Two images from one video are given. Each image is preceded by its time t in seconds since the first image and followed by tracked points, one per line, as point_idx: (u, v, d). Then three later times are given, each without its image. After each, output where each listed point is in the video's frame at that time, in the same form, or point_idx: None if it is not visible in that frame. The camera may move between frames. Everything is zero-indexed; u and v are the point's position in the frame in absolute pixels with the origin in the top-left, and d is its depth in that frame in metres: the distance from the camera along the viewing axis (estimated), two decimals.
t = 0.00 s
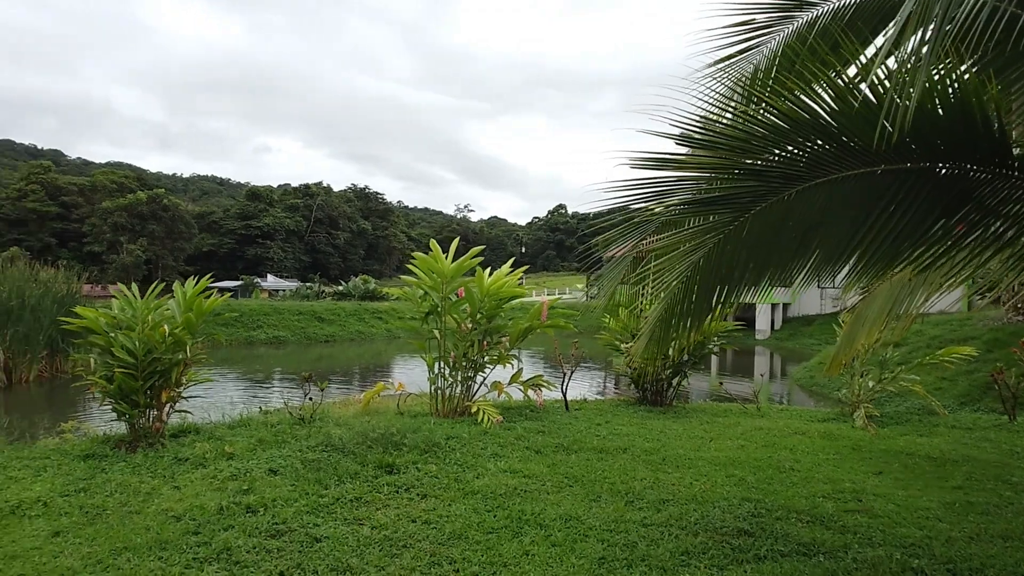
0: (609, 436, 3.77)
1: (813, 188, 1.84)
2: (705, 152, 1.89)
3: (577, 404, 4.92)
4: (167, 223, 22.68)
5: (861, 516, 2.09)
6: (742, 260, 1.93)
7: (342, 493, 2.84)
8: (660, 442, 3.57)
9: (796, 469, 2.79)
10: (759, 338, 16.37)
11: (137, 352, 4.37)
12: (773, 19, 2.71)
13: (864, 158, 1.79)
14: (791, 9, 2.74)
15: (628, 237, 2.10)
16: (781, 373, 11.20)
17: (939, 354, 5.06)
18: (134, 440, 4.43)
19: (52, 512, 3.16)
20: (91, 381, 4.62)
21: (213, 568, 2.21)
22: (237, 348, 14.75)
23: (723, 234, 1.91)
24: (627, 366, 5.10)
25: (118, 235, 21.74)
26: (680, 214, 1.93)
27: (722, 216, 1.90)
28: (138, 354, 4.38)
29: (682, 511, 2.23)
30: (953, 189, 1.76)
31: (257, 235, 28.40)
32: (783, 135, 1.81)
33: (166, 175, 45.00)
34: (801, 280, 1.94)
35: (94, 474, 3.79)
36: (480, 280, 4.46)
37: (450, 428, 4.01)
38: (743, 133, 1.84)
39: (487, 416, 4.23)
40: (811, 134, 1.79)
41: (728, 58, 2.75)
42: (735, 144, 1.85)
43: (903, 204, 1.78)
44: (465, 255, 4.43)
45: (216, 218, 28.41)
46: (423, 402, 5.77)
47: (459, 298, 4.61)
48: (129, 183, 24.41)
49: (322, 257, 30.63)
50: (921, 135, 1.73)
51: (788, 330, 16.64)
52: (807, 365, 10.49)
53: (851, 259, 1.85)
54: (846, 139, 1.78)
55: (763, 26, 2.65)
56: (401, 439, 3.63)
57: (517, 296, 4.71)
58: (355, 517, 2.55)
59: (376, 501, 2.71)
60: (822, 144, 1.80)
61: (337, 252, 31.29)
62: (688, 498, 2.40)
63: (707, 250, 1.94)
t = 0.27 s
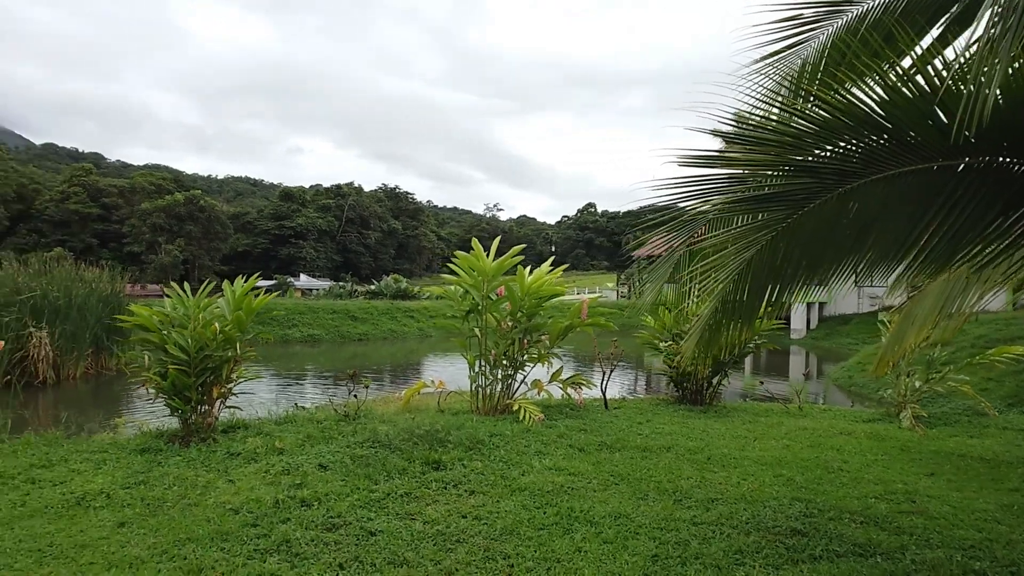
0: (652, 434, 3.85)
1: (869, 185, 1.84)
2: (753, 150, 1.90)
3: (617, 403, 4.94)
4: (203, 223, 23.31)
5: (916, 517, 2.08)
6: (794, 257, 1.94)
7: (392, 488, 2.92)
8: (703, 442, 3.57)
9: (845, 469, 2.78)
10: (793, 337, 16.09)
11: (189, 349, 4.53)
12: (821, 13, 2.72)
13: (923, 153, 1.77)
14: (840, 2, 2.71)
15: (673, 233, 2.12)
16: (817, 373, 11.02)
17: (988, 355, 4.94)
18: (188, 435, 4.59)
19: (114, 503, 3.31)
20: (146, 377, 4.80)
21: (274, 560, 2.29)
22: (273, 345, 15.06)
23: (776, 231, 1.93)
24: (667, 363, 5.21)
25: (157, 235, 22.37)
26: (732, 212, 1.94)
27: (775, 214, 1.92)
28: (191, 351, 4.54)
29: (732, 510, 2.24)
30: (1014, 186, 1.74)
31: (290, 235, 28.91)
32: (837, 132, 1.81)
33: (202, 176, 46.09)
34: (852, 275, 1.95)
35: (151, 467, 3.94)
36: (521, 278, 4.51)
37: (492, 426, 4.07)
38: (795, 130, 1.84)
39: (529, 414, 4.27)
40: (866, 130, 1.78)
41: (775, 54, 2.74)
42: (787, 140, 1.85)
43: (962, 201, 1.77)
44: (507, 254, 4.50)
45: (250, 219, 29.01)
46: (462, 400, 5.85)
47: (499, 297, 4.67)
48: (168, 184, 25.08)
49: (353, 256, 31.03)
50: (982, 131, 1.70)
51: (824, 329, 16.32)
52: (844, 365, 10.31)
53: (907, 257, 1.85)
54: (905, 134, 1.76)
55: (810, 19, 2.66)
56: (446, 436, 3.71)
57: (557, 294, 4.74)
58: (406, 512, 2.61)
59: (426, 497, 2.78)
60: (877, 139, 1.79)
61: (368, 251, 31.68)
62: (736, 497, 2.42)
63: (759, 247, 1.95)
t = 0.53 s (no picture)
0: (700, 439, 3.91)
1: (933, 188, 1.84)
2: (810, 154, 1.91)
3: (660, 408, 4.96)
4: (241, 228, 23.94)
5: (981, 527, 2.07)
6: (856, 262, 1.95)
7: (447, 491, 3.00)
8: (751, 448, 3.57)
9: (900, 477, 2.77)
10: (832, 340, 15.76)
11: (245, 352, 4.70)
12: (875, 15, 2.70)
13: (989, 155, 1.78)
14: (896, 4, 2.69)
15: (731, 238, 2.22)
16: (857, 377, 10.80)
17: None
18: (243, 436, 4.76)
19: (180, 502, 3.45)
20: (204, 379, 5.01)
21: (340, 560, 2.39)
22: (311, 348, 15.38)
23: (838, 236, 1.94)
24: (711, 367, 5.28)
25: (197, 240, 23.05)
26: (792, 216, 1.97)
27: (836, 218, 1.93)
28: (246, 354, 4.71)
29: (789, 517, 2.26)
30: None
31: (326, 239, 29.41)
32: (899, 135, 1.82)
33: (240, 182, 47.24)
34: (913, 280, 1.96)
35: (211, 468, 4.10)
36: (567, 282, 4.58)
37: (539, 430, 4.14)
38: (855, 135, 1.86)
39: (575, 418, 4.33)
40: (929, 133, 1.79)
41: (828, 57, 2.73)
42: (847, 144, 1.86)
43: None
44: (553, 258, 4.59)
45: (287, 223, 29.65)
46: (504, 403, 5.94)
47: (545, 302, 4.77)
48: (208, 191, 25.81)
49: (386, 260, 31.44)
50: None
51: (865, 333, 15.94)
52: (887, 370, 10.09)
53: (973, 261, 1.85)
54: (969, 136, 1.76)
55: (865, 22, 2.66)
56: (494, 439, 3.81)
57: (602, 298, 4.80)
58: (461, 515, 2.69)
59: (480, 500, 2.85)
60: (940, 143, 1.79)
61: (401, 255, 32.07)
62: (791, 504, 2.44)
63: (819, 252, 1.96)
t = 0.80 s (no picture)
0: (741, 439, 3.90)
1: (988, 184, 1.87)
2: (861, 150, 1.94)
3: (700, 408, 4.95)
4: (274, 230, 24.41)
5: None
6: (911, 259, 1.93)
7: (492, 490, 3.06)
8: (795, 448, 3.56)
9: (951, 478, 2.73)
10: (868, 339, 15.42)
11: (289, 352, 4.83)
12: (922, 9, 2.67)
13: None
14: None
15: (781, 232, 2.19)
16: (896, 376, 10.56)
17: None
18: (288, 435, 4.88)
19: (232, 500, 3.54)
20: (250, 380, 5.15)
21: (393, 558, 2.45)
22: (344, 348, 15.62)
23: (890, 233, 1.95)
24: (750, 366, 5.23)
25: (232, 242, 23.56)
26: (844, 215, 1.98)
27: (889, 215, 1.94)
28: (290, 353, 4.85)
29: (841, 518, 2.26)
30: None
31: (355, 241, 29.78)
32: (952, 130, 1.84)
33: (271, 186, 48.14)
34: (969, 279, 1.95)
35: (260, 466, 4.22)
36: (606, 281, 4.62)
37: (580, 430, 4.19)
38: (906, 130, 1.88)
39: (615, 418, 4.38)
40: (981, 127, 1.83)
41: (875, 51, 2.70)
42: (897, 140, 1.89)
43: None
44: (591, 258, 4.65)
45: (318, 225, 30.12)
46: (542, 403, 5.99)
47: (583, 302, 4.82)
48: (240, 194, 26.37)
49: (416, 261, 31.70)
50: None
51: (903, 331, 15.54)
52: (927, 369, 9.85)
53: None
54: None
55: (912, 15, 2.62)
56: (536, 438, 3.87)
57: (641, 296, 4.82)
58: (509, 514, 2.74)
59: (527, 500, 2.90)
60: (993, 137, 1.83)
61: (430, 255, 32.31)
62: (841, 505, 2.43)
63: (872, 249, 1.97)
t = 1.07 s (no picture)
0: (778, 440, 3.86)
1: None
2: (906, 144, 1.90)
3: (734, 410, 4.91)
4: (302, 233, 24.80)
5: None
6: (960, 257, 1.91)
7: (528, 490, 3.08)
8: (835, 450, 3.51)
9: (999, 480, 2.67)
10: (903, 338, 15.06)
11: (324, 352, 4.91)
12: None
13: None
14: None
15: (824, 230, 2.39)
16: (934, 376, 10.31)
17: None
18: (323, 435, 4.95)
19: (271, 499, 3.57)
20: (286, 380, 5.25)
21: (433, 557, 2.48)
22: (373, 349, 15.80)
23: (940, 229, 1.91)
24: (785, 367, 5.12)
25: (261, 245, 23.99)
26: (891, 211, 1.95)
27: (939, 212, 1.90)
28: (325, 353, 4.92)
29: (887, 521, 2.23)
30: None
31: (382, 242, 30.06)
32: (1000, 123, 1.80)
33: (299, 189, 48.89)
34: (1020, 276, 1.91)
35: (297, 466, 4.27)
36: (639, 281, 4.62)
37: (614, 431, 4.19)
38: (952, 122, 1.84)
39: (649, 418, 4.40)
40: None
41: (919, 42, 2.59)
42: (942, 132, 1.85)
43: None
44: (625, 257, 4.66)
45: (345, 227, 30.49)
46: (575, 403, 5.98)
47: (615, 302, 4.84)
48: (270, 198, 26.83)
49: (442, 262, 31.87)
50: None
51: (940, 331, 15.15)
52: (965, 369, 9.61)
53: None
54: None
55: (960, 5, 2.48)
56: (571, 439, 3.89)
57: (675, 296, 4.82)
58: (546, 514, 2.75)
59: (564, 500, 2.91)
60: None
61: (456, 256, 32.48)
62: (886, 507, 2.40)
63: (920, 246, 1.93)
